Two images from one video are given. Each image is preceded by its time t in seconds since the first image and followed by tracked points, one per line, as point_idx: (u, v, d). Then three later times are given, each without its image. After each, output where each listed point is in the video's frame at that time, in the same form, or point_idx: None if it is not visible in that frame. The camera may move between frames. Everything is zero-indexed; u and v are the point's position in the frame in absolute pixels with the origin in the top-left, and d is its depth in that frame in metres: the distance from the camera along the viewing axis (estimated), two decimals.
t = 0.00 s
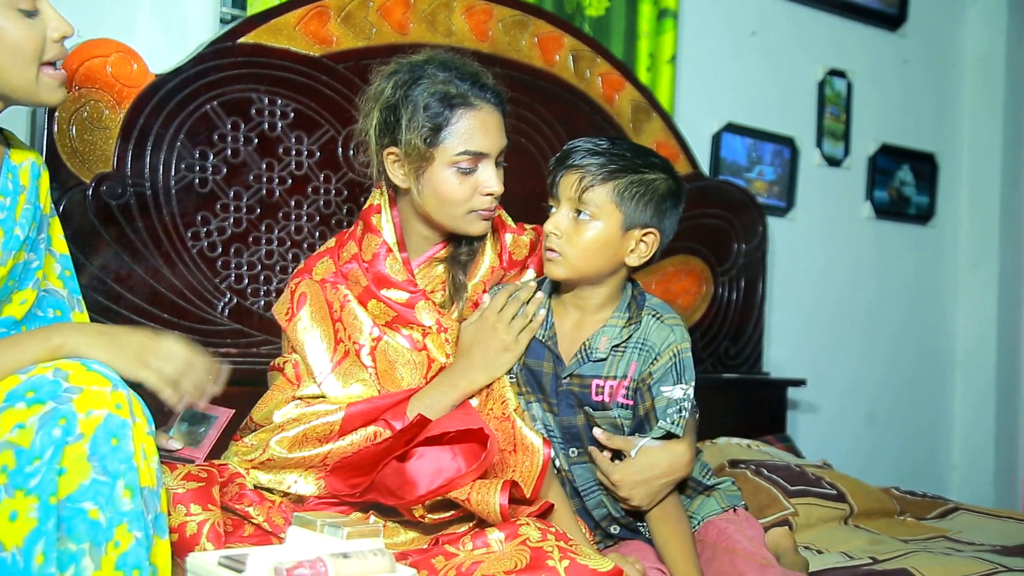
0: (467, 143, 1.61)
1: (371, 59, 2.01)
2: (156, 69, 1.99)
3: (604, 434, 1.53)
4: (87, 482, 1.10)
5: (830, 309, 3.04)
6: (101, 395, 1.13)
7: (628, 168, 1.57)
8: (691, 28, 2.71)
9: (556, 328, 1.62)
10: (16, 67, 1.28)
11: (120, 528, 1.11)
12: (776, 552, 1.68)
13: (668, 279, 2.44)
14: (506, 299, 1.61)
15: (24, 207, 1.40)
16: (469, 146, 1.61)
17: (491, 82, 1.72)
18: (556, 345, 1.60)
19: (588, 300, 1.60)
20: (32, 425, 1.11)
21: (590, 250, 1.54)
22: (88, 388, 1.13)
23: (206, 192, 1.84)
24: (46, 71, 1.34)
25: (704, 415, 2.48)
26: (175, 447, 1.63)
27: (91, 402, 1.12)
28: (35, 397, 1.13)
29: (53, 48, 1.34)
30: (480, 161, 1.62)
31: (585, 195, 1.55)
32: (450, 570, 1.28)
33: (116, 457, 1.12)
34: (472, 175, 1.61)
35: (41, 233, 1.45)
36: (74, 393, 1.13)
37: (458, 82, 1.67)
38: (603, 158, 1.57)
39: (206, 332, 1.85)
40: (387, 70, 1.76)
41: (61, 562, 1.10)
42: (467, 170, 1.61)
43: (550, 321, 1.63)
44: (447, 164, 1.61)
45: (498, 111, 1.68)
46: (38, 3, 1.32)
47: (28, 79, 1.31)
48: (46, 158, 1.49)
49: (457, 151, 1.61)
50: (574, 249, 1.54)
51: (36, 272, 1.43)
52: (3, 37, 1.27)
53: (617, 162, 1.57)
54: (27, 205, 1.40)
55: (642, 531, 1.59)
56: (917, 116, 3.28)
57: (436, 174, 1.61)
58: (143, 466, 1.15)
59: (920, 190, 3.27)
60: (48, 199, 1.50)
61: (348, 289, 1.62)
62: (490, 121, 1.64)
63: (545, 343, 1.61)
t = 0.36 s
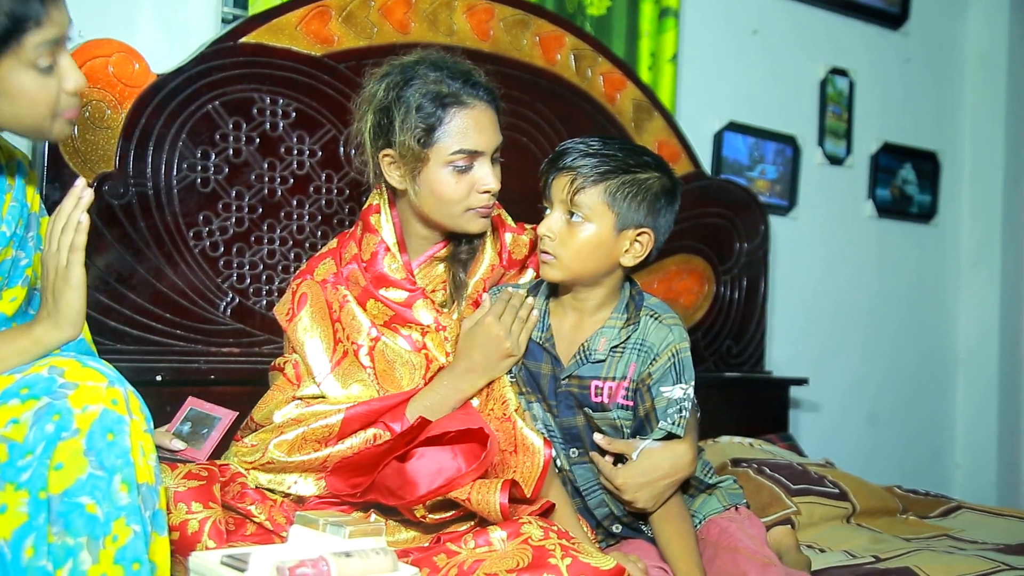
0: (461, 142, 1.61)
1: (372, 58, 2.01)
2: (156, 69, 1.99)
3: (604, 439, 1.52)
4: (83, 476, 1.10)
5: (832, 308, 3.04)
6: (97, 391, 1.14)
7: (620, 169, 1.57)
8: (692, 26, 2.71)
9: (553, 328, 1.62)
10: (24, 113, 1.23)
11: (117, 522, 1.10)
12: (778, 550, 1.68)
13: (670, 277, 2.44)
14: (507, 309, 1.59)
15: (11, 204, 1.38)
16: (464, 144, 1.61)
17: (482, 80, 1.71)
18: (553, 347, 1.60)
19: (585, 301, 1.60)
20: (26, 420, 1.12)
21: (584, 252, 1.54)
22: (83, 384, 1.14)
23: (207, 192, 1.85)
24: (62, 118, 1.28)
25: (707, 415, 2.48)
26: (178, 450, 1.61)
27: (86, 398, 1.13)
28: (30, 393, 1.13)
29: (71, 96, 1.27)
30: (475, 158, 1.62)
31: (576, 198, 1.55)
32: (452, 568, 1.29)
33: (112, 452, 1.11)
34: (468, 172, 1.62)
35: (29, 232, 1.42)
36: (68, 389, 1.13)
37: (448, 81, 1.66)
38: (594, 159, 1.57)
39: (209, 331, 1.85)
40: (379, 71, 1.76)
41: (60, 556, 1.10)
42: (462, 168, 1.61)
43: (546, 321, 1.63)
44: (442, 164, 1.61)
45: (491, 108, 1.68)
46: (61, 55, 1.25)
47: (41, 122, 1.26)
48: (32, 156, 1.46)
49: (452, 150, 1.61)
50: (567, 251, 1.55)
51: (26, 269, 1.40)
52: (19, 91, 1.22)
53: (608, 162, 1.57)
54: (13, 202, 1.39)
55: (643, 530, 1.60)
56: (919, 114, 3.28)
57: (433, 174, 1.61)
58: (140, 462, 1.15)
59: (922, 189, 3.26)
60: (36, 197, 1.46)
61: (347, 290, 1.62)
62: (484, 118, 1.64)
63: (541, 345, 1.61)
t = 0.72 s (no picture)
0: (458, 135, 1.61)
1: (372, 56, 2.01)
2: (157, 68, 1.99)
3: (609, 442, 1.52)
4: (95, 478, 1.10)
5: (833, 305, 3.04)
6: (109, 392, 1.13)
7: (621, 166, 1.57)
8: (693, 24, 2.70)
9: (557, 326, 1.62)
10: (55, 109, 1.27)
11: (128, 523, 1.11)
12: (780, 548, 1.68)
13: (671, 275, 2.44)
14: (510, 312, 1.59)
15: (41, 215, 1.41)
16: (460, 138, 1.61)
17: (476, 74, 1.71)
18: (557, 345, 1.60)
19: (587, 299, 1.60)
20: (39, 421, 1.11)
21: (585, 249, 1.54)
22: (94, 385, 1.13)
23: (208, 190, 1.85)
24: (88, 117, 1.31)
25: (708, 412, 2.48)
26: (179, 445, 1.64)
27: (99, 399, 1.13)
28: (41, 395, 1.13)
29: (100, 94, 1.31)
30: (473, 152, 1.62)
31: (578, 195, 1.55)
32: (454, 566, 1.29)
33: (124, 453, 1.12)
34: (466, 166, 1.61)
35: (54, 239, 1.46)
36: (80, 390, 1.13)
37: (440, 75, 1.66)
38: (597, 156, 1.57)
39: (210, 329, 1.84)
40: (372, 71, 1.76)
41: (72, 557, 1.10)
42: (461, 162, 1.61)
43: (550, 320, 1.62)
44: (441, 159, 1.61)
45: (485, 100, 1.68)
46: (94, 47, 1.29)
47: (70, 125, 1.29)
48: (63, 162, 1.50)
49: (449, 144, 1.61)
50: (568, 249, 1.55)
51: (47, 279, 1.43)
52: (49, 82, 1.25)
53: (610, 159, 1.57)
54: (43, 213, 1.41)
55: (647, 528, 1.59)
56: (920, 111, 3.27)
57: (431, 169, 1.61)
58: (151, 464, 1.15)
59: (924, 186, 3.26)
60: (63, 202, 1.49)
61: (349, 289, 1.62)
62: (480, 110, 1.64)
63: (546, 343, 1.61)
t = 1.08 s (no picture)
0: (450, 129, 1.62)
1: (371, 60, 2.02)
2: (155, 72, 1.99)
3: (608, 459, 1.51)
4: (86, 480, 1.10)
5: (831, 310, 3.04)
6: (99, 395, 1.13)
7: (618, 170, 1.58)
8: (691, 29, 2.71)
9: (555, 331, 1.62)
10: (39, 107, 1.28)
11: (119, 525, 1.11)
12: (777, 553, 1.68)
13: (669, 279, 2.44)
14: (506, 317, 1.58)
15: (32, 216, 1.41)
16: (452, 134, 1.61)
17: (469, 75, 1.72)
18: (555, 349, 1.60)
19: (583, 303, 1.60)
20: (30, 424, 1.11)
21: (581, 252, 1.55)
22: (85, 388, 1.14)
23: (207, 193, 1.85)
24: (74, 112, 1.32)
25: (706, 416, 2.48)
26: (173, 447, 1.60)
27: (90, 401, 1.13)
28: (32, 398, 1.13)
29: (84, 91, 1.32)
30: (466, 148, 1.63)
31: (575, 198, 1.56)
32: (450, 570, 1.29)
33: (115, 455, 1.12)
34: (460, 163, 1.62)
35: (46, 240, 1.46)
36: (71, 392, 1.13)
37: (433, 75, 1.67)
38: (594, 160, 1.57)
39: (208, 333, 1.85)
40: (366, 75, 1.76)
41: (61, 560, 1.10)
42: (453, 157, 1.62)
43: (548, 325, 1.62)
44: (433, 155, 1.61)
45: (477, 100, 1.68)
46: (77, 43, 1.30)
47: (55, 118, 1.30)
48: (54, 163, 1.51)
49: (441, 140, 1.61)
50: (565, 251, 1.55)
51: (40, 280, 1.44)
52: (33, 78, 1.26)
53: (607, 163, 1.57)
54: (35, 214, 1.42)
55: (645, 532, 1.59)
56: (918, 116, 3.28)
57: (423, 165, 1.61)
58: (143, 466, 1.15)
59: (922, 190, 3.27)
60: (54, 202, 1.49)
61: (345, 294, 1.62)
62: (471, 107, 1.65)
63: (544, 346, 1.61)
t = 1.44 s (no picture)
0: (448, 125, 1.61)
1: (372, 61, 2.02)
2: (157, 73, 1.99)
3: (613, 476, 1.50)
4: (90, 483, 1.10)
5: (833, 311, 3.04)
6: (102, 396, 1.14)
7: (615, 169, 1.58)
8: (693, 30, 2.71)
9: (559, 332, 1.62)
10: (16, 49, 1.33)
11: (124, 528, 1.11)
12: (780, 554, 1.68)
13: (670, 280, 2.44)
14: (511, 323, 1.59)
15: (29, 209, 1.40)
16: (451, 129, 1.61)
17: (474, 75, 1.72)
18: (560, 349, 1.60)
19: (583, 304, 1.61)
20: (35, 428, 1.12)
21: (580, 252, 1.55)
22: (88, 390, 1.14)
23: (208, 194, 1.85)
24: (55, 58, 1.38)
25: (708, 418, 2.48)
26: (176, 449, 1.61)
27: (93, 404, 1.13)
28: (36, 400, 1.14)
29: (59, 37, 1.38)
30: (464, 145, 1.62)
31: (573, 198, 1.56)
32: (453, 571, 1.28)
33: (119, 457, 1.12)
34: (457, 160, 1.61)
35: (44, 233, 1.47)
36: (74, 395, 1.13)
37: (436, 73, 1.67)
38: (591, 159, 1.58)
39: (210, 334, 1.85)
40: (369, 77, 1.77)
41: (67, 564, 1.10)
42: (451, 153, 1.61)
43: (552, 326, 1.62)
44: (431, 150, 1.61)
45: (479, 98, 1.68)
46: None
47: (39, 64, 1.36)
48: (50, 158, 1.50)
49: (439, 135, 1.61)
50: (564, 252, 1.55)
51: (40, 273, 1.45)
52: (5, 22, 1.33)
53: (605, 163, 1.58)
54: (31, 207, 1.41)
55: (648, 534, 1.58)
56: (918, 117, 3.28)
57: (421, 160, 1.61)
58: (147, 468, 1.15)
59: (923, 192, 3.27)
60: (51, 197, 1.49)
61: (346, 296, 1.62)
62: (473, 106, 1.64)
63: (548, 346, 1.61)
